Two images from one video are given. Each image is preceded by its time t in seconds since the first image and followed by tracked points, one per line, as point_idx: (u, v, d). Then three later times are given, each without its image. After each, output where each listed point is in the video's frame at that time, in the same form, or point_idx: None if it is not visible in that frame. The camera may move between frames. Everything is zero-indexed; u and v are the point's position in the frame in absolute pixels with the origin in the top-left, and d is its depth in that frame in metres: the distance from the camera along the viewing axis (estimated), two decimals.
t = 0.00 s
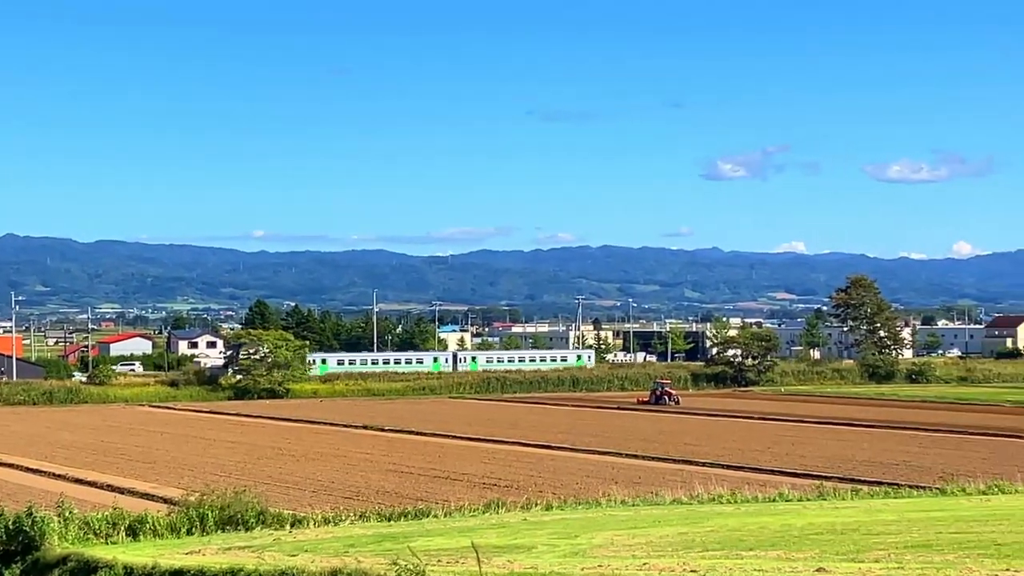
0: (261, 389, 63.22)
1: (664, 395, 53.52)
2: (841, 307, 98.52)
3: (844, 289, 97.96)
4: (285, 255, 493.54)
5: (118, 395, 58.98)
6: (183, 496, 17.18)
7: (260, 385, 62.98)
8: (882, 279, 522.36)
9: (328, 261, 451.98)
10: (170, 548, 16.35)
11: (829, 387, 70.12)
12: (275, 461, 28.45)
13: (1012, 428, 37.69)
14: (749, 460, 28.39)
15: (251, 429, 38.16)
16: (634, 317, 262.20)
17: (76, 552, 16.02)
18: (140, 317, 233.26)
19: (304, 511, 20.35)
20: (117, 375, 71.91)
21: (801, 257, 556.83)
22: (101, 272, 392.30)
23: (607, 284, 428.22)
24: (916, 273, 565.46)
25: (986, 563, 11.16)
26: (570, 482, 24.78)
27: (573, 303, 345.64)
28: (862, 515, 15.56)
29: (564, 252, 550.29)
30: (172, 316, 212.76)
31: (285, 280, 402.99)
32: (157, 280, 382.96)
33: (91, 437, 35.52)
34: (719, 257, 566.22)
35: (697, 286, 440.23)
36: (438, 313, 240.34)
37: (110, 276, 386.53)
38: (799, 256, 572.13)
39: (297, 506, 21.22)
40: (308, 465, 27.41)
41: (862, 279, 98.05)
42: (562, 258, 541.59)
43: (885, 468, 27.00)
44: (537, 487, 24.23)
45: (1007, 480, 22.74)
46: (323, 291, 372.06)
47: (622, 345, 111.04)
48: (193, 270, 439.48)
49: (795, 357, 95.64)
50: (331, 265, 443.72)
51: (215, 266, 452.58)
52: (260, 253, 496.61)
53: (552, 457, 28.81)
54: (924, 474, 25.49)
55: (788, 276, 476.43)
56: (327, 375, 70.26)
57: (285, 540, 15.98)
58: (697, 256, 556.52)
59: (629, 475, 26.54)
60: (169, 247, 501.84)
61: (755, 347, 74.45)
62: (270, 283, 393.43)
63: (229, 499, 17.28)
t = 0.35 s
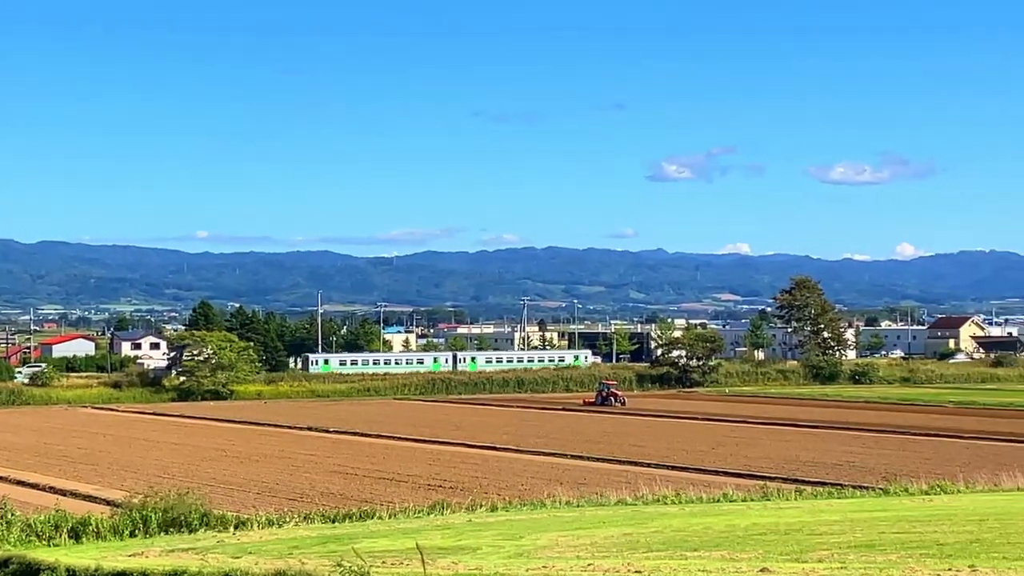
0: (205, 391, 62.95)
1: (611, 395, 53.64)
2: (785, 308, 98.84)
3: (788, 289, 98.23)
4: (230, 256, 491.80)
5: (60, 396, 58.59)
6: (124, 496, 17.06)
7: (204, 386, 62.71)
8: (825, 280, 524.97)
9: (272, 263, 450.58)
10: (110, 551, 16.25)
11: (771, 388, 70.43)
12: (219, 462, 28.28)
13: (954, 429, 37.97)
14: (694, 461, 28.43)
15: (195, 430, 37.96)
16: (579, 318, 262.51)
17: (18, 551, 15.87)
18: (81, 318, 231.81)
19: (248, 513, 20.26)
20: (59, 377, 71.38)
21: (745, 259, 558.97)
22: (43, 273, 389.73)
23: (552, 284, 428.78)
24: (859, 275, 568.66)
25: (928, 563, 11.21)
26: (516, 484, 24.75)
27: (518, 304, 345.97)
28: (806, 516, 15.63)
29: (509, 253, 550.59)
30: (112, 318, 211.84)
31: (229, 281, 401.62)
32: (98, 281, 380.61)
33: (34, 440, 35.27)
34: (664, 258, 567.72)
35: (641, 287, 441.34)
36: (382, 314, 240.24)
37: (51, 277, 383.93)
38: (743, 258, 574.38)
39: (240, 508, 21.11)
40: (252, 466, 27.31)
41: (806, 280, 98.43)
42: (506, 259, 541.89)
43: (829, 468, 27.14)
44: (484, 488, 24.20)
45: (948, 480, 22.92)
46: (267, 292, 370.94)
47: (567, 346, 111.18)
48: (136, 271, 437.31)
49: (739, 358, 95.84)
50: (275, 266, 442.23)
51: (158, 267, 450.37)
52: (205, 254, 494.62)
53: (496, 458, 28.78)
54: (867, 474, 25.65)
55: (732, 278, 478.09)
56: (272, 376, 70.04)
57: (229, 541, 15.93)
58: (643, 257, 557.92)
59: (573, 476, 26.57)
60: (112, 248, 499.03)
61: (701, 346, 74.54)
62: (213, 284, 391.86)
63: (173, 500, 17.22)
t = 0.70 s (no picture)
0: (148, 393, 62.71)
1: (556, 396, 53.66)
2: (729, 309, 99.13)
3: (732, 291, 98.49)
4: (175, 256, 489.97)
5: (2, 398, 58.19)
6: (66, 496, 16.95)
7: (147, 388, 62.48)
8: (769, 282, 527.12)
9: (216, 263, 449.03)
10: (52, 553, 16.15)
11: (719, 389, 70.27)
12: (162, 465, 28.14)
13: (897, 429, 38.17)
14: (639, 461, 28.48)
15: (138, 432, 37.74)
16: (522, 319, 262.63)
17: None
18: (23, 319, 230.31)
19: (191, 515, 20.16)
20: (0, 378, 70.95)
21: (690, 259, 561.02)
22: None
23: (498, 285, 429.02)
24: (802, 275, 571.68)
25: (869, 562, 11.26)
26: (461, 485, 24.74)
27: (463, 305, 346.41)
28: (748, 516, 15.67)
29: (455, 254, 550.55)
30: (55, 319, 210.74)
31: (172, 282, 400.00)
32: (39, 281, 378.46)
33: None
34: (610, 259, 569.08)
35: (586, 288, 442.24)
36: (328, 315, 240.57)
37: None
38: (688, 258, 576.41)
39: (183, 510, 21.02)
40: (197, 468, 27.19)
41: (751, 281, 98.78)
42: (452, 261, 541.82)
43: (772, 468, 27.20)
44: (427, 489, 24.20)
45: (890, 480, 23.06)
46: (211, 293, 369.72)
47: (513, 346, 111.27)
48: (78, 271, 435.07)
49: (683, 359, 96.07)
50: (219, 267, 440.63)
51: (101, 267, 448.17)
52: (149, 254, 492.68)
53: (441, 459, 28.76)
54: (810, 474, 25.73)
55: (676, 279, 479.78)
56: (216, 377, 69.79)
57: (173, 544, 15.87)
58: (588, 258, 559.10)
59: (517, 478, 26.57)
60: (55, 249, 496.20)
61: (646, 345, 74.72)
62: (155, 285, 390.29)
63: (116, 502, 17.11)
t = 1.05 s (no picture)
0: (89, 395, 62.30)
1: (502, 398, 53.55)
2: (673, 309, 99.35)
3: (676, 292, 98.75)
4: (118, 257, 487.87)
5: None
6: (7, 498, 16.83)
7: (88, 390, 62.07)
8: (714, 283, 528.75)
9: (159, 265, 446.93)
10: None
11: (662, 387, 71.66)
12: (103, 466, 27.95)
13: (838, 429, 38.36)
14: (582, 462, 28.51)
15: (80, 434, 37.50)
16: (466, 322, 262.35)
17: None
18: None
19: (134, 517, 20.07)
20: None
21: (634, 261, 562.44)
22: None
23: (442, 287, 428.78)
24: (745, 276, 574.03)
25: (811, 562, 11.32)
26: (405, 486, 24.71)
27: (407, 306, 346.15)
28: (690, 517, 15.70)
29: (399, 256, 549.88)
30: None
31: (114, 283, 397.74)
32: None
33: None
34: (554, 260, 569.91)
35: (530, 289, 442.67)
36: (270, 317, 240.32)
37: None
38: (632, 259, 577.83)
39: (124, 513, 20.90)
40: (140, 471, 27.03)
41: (695, 282, 99.02)
42: (397, 262, 541.15)
43: (716, 468, 27.29)
44: (371, 490, 24.15)
45: (832, 480, 23.18)
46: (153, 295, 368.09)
47: (457, 347, 111.24)
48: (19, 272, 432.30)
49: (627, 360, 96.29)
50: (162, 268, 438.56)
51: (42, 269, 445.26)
52: (90, 255, 490.28)
53: (385, 460, 28.71)
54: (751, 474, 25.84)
55: (620, 279, 480.94)
56: (158, 379, 69.50)
57: (114, 547, 15.77)
58: (532, 259, 559.60)
59: (461, 478, 26.58)
60: None
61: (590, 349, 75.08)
62: (97, 287, 388.17)
63: (56, 505, 17.01)
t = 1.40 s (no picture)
0: (33, 397, 61.81)
1: (450, 399, 53.47)
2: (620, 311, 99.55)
3: (623, 293, 98.97)
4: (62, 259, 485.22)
5: None
6: None
7: (32, 393, 61.60)
8: (661, 285, 530.08)
9: (104, 267, 444.46)
10: None
11: (610, 389, 73.69)
12: (47, 470, 27.74)
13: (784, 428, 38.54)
14: (530, 463, 28.51)
15: (24, 437, 37.21)
16: (411, 324, 262.22)
17: None
18: None
19: (78, 520, 19.93)
20: None
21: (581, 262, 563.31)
22: None
23: (389, 289, 428.12)
24: (691, 278, 575.84)
25: (758, 563, 11.34)
26: (351, 489, 24.66)
27: (353, 308, 345.96)
28: (637, 518, 15.70)
29: (346, 258, 548.80)
30: None
31: (58, 285, 395.26)
32: None
33: None
34: (502, 262, 570.08)
35: (477, 290, 442.94)
36: (215, 317, 239.82)
37: None
38: (579, 260, 578.67)
39: (69, 516, 20.75)
40: (84, 473, 26.87)
41: (641, 283, 99.27)
42: (344, 264, 540.11)
43: (663, 470, 27.33)
44: (317, 493, 24.05)
45: (778, 481, 23.27)
46: (98, 296, 365.90)
47: (404, 349, 111.09)
48: None
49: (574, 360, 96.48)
50: (107, 270, 436.11)
51: None
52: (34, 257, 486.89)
53: (331, 463, 28.60)
54: (698, 475, 25.93)
55: (567, 280, 481.72)
56: (104, 381, 69.11)
57: (57, 550, 15.62)
58: (479, 260, 559.56)
59: (408, 481, 26.53)
60: None
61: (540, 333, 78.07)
62: (41, 288, 385.57)
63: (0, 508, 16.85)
